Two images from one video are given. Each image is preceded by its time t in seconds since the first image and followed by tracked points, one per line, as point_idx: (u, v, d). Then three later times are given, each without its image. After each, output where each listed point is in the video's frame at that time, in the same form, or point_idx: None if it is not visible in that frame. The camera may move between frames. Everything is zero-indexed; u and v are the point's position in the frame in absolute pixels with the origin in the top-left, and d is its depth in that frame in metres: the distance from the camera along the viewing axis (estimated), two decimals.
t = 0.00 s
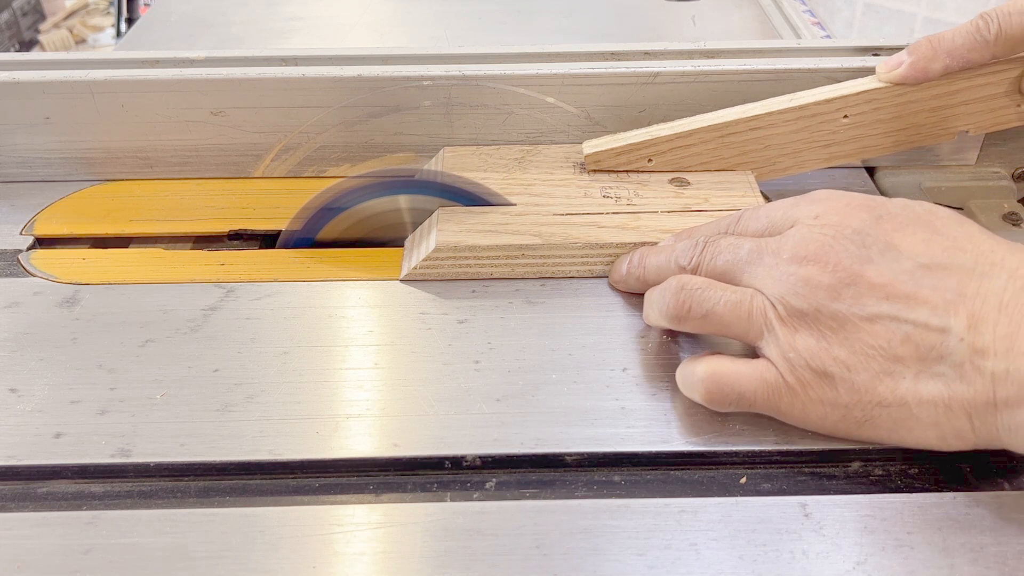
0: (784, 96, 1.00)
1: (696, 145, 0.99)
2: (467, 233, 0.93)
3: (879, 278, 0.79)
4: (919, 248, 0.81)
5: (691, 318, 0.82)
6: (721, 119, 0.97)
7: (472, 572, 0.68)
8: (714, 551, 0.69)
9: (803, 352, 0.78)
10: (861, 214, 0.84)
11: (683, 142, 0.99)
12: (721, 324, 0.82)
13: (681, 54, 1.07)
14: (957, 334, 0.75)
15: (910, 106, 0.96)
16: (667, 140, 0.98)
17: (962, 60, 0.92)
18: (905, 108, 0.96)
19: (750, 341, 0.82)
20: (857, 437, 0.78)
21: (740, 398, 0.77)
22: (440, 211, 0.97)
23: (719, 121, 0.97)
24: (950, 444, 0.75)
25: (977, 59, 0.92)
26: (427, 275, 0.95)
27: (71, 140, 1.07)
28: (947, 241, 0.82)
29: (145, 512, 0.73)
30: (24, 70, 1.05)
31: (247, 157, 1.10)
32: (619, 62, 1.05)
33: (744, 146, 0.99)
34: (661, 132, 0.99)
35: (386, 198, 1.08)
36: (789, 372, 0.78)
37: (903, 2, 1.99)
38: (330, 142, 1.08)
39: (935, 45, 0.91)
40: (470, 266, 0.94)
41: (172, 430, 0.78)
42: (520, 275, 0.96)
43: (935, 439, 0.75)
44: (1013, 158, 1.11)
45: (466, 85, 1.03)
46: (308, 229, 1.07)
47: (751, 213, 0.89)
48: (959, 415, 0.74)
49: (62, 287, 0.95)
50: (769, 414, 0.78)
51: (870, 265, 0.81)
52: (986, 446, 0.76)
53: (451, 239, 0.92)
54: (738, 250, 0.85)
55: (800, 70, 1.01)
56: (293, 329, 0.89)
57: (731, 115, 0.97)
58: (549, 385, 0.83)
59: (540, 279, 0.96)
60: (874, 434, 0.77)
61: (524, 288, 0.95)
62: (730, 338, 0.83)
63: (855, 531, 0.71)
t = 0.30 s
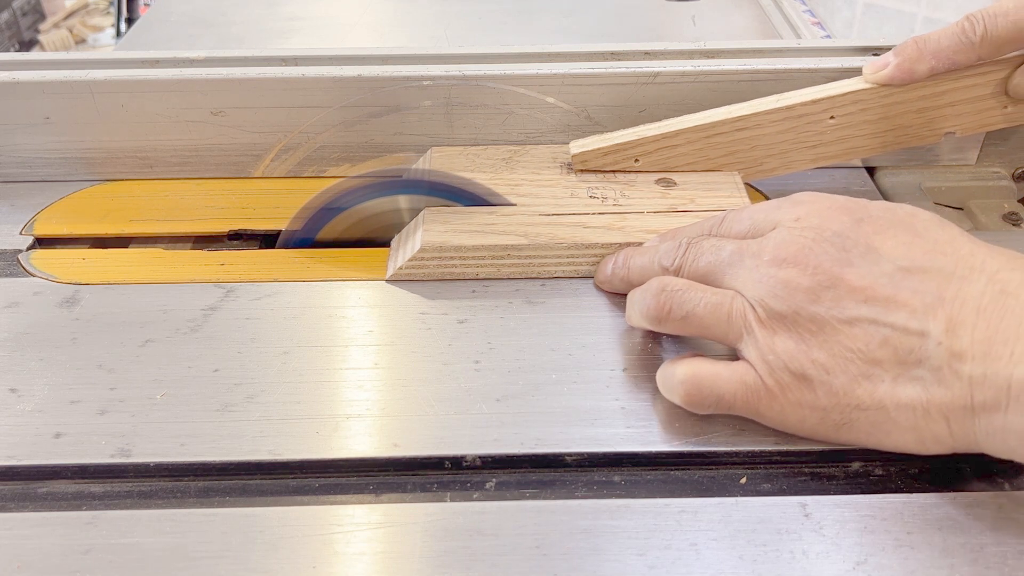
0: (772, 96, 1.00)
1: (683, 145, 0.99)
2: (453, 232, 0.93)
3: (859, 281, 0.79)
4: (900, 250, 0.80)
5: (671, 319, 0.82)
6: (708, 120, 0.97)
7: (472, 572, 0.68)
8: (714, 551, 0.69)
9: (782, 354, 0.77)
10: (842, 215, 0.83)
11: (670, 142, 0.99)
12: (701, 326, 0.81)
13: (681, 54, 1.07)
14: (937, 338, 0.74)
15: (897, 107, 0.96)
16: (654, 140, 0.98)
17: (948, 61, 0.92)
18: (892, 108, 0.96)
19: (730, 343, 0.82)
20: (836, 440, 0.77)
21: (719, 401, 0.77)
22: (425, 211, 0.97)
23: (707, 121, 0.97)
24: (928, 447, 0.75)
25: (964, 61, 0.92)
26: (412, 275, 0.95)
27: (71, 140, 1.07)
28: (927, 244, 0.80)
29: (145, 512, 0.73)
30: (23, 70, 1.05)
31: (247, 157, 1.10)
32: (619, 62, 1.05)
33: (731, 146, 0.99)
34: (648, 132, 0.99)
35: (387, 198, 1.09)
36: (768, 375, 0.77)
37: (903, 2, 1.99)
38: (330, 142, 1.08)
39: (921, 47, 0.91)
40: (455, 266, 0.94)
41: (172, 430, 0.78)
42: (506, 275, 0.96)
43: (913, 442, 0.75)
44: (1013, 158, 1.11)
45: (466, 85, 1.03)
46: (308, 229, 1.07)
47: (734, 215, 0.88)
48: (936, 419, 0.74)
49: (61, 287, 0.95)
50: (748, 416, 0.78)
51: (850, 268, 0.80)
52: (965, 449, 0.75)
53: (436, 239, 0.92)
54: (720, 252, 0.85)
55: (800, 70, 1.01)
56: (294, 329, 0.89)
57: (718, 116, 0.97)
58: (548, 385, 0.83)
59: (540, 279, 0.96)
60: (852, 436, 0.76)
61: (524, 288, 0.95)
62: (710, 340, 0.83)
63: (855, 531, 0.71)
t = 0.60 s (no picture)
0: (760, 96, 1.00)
1: (670, 146, 0.99)
2: (439, 233, 0.93)
3: (835, 283, 0.78)
4: (879, 252, 0.79)
5: (650, 319, 0.83)
6: (695, 120, 0.97)
7: (472, 572, 0.68)
8: (714, 551, 0.69)
9: (757, 354, 0.78)
10: (821, 217, 0.83)
11: (656, 143, 0.99)
12: (679, 326, 0.82)
13: (681, 54, 1.07)
14: (912, 341, 0.74)
15: (883, 108, 0.96)
16: (640, 141, 0.98)
17: (934, 62, 0.91)
18: (879, 108, 0.96)
19: (708, 344, 0.82)
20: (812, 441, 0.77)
21: (695, 401, 0.77)
22: (413, 212, 0.97)
23: (693, 121, 0.97)
24: (904, 450, 0.75)
25: (949, 62, 0.91)
26: (398, 275, 0.95)
27: (71, 140, 1.07)
28: (906, 246, 0.80)
29: (145, 512, 0.73)
30: (23, 69, 1.05)
31: (247, 157, 1.10)
32: (619, 62, 1.05)
33: (717, 147, 0.99)
34: (635, 133, 0.99)
35: (386, 198, 1.08)
36: (743, 375, 0.78)
37: (902, 2, 1.98)
38: (330, 142, 1.08)
39: (906, 48, 0.90)
40: (441, 266, 0.94)
41: (173, 430, 0.78)
42: (492, 275, 0.96)
43: (889, 445, 0.75)
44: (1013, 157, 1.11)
45: (466, 85, 1.03)
46: (308, 229, 1.07)
47: (715, 217, 0.89)
48: (912, 422, 0.73)
49: (62, 287, 0.95)
50: (724, 417, 0.78)
51: (827, 269, 0.79)
52: (942, 452, 0.75)
53: (421, 239, 0.92)
54: (700, 253, 0.85)
55: (800, 70, 1.01)
56: (294, 329, 0.89)
57: (704, 117, 0.97)
58: (549, 385, 0.83)
59: (539, 279, 0.96)
60: (828, 438, 0.76)
61: (524, 288, 0.95)
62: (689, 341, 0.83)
63: (855, 531, 0.71)
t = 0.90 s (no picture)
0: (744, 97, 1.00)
1: (654, 147, 0.99)
2: (422, 233, 0.93)
3: (812, 283, 0.78)
4: (856, 253, 0.79)
5: (629, 319, 0.83)
6: (679, 120, 0.97)
7: (472, 572, 0.68)
8: (714, 551, 0.69)
9: (735, 355, 0.78)
10: (799, 218, 0.83)
11: (640, 143, 0.99)
12: (657, 326, 0.82)
13: (681, 54, 1.07)
14: (888, 341, 0.73)
15: (868, 108, 0.95)
16: (624, 141, 0.98)
17: (918, 63, 0.91)
18: (864, 108, 0.95)
19: (686, 344, 0.82)
20: (790, 443, 0.77)
21: (673, 401, 0.77)
22: (398, 212, 0.97)
23: (676, 122, 0.97)
24: (881, 451, 0.74)
25: (933, 63, 0.91)
26: (381, 276, 0.95)
27: (71, 140, 1.07)
28: (883, 247, 0.80)
29: (145, 512, 0.72)
30: (23, 69, 1.05)
31: (247, 157, 1.10)
32: (619, 62, 1.05)
33: (702, 147, 0.99)
34: (618, 133, 0.99)
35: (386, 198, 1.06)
36: (721, 375, 0.78)
37: (903, 3, 1.98)
38: (330, 142, 1.08)
39: (890, 48, 0.90)
40: (425, 266, 0.94)
41: (173, 430, 0.78)
42: (476, 275, 0.96)
43: (866, 446, 0.74)
44: (1013, 157, 1.11)
45: (466, 85, 1.03)
46: (308, 229, 1.07)
47: (695, 218, 0.89)
48: (888, 422, 0.73)
49: (61, 286, 0.95)
50: (702, 417, 0.78)
51: (804, 270, 0.79)
52: (920, 453, 0.74)
53: (404, 241, 0.92)
54: (680, 253, 0.85)
55: (800, 70, 1.01)
56: (294, 330, 0.89)
57: (687, 117, 0.97)
58: (549, 385, 0.83)
59: (539, 279, 0.96)
60: (806, 439, 0.76)
61: (524, 288, 0.95)
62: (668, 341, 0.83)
63: (854, 531, 0.71)
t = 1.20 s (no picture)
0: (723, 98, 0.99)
1: (635, 147, 0.99)
2: (400, 234, 0.93)
3: (785, 283, 0.78)
4: (830, 252, 0.79)
5: (604, 318, 0.83)
6: (660, 121, 0.97)
7: (471, 572, 0.68)
8: (714, 551, 0.69)
9: (708, 355, 0.78)
10: (774, 217, 0.82)
11: (622, 144, 0.98)
12: (632, 326, 0.82)
13: (681, 53, 1.07)
14: (860, 342, 0.73)
15: (850, 108, 0.94)
16: (605, 142, 0.98)
17: (898, 63, 0.89)
18: (844, 108, 0.95)
19: (662, 343, 0.82)
20: (764, 442, 0.77)
21: (647, 401, 0.77)
22: (379, 213, 0.97)
23: (656, 123, 0.96)
24: (854, 450, 0.74)
25: (910, 63, 0.89)
26: (361, 276, 0.95)
27: (71, 140, 1.07)
28: (857, 247, 0.79)
29: (144, 512, 0.72)
30: (24, 69, 1.05)
31: (247, 157, 1.10)
32: (619, 62, 1.05)
33: (684, 148, 0.99)
34: (599, 134, 0.98)
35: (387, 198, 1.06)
36: (695, 375, 0.78)
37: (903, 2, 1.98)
38: (330, 142, 1.08)
39: (869, 48, 0.89)
40: (405, 267, 0.94)
41: (173, 430, 0.78)
42: (456, 276, 0.96)
43: (839, 445, 0.74)
44: (1012, 157, 1.11)
45: (466, 85, 1.03)
46: (308, 229, 1.07)
47: (672, 219, 0.89)
48: (860, 422, 0.73)
49: (62, 287, 0.95)
50: (677, 417, 0.78)
51: (778, 269, 0.79)
52: (893, 453, 0.74)
53: (383, 241, 0.92)
54: (656, 253, 0.85)
55: (800, 70, 1.01)
56: (294, 330, 0.89)
57: (669, 118, 0.97)
58: (549, 385, 0.83)
59: (538, 279, 0.96)
60: (779, 438, 0.76)
61: (524, 288, 0.95)
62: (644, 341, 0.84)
63: (854, 530, 0.71)
